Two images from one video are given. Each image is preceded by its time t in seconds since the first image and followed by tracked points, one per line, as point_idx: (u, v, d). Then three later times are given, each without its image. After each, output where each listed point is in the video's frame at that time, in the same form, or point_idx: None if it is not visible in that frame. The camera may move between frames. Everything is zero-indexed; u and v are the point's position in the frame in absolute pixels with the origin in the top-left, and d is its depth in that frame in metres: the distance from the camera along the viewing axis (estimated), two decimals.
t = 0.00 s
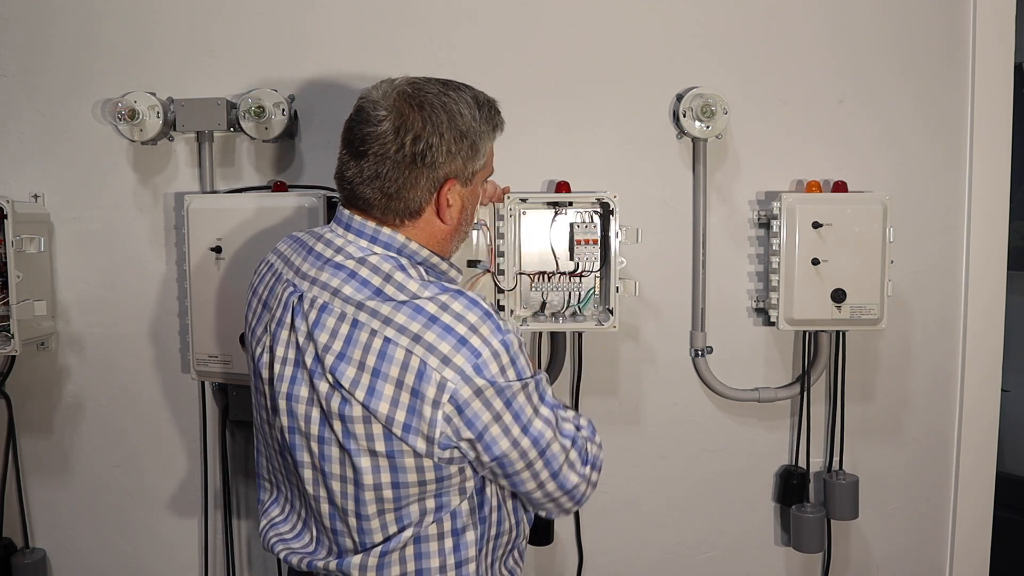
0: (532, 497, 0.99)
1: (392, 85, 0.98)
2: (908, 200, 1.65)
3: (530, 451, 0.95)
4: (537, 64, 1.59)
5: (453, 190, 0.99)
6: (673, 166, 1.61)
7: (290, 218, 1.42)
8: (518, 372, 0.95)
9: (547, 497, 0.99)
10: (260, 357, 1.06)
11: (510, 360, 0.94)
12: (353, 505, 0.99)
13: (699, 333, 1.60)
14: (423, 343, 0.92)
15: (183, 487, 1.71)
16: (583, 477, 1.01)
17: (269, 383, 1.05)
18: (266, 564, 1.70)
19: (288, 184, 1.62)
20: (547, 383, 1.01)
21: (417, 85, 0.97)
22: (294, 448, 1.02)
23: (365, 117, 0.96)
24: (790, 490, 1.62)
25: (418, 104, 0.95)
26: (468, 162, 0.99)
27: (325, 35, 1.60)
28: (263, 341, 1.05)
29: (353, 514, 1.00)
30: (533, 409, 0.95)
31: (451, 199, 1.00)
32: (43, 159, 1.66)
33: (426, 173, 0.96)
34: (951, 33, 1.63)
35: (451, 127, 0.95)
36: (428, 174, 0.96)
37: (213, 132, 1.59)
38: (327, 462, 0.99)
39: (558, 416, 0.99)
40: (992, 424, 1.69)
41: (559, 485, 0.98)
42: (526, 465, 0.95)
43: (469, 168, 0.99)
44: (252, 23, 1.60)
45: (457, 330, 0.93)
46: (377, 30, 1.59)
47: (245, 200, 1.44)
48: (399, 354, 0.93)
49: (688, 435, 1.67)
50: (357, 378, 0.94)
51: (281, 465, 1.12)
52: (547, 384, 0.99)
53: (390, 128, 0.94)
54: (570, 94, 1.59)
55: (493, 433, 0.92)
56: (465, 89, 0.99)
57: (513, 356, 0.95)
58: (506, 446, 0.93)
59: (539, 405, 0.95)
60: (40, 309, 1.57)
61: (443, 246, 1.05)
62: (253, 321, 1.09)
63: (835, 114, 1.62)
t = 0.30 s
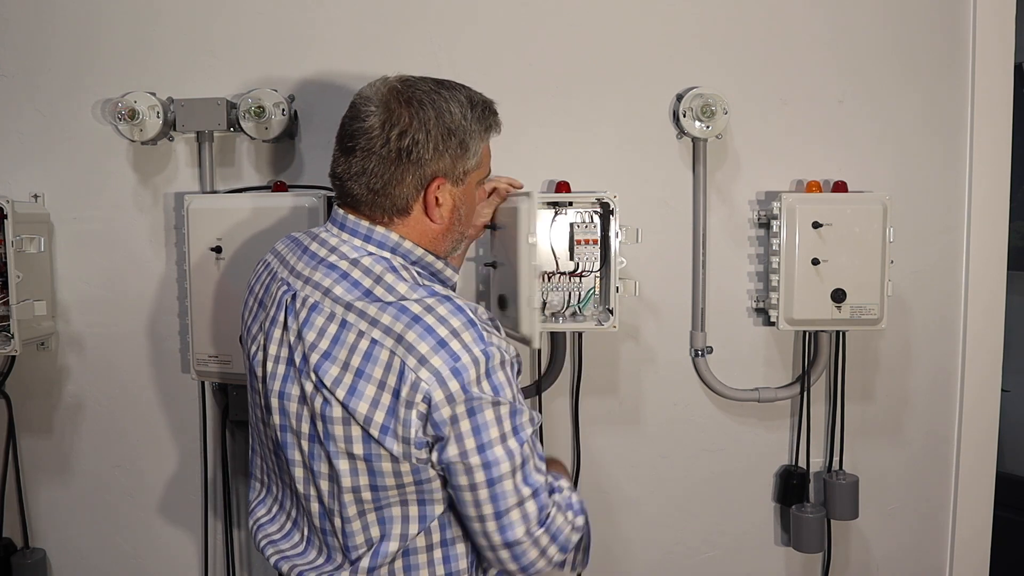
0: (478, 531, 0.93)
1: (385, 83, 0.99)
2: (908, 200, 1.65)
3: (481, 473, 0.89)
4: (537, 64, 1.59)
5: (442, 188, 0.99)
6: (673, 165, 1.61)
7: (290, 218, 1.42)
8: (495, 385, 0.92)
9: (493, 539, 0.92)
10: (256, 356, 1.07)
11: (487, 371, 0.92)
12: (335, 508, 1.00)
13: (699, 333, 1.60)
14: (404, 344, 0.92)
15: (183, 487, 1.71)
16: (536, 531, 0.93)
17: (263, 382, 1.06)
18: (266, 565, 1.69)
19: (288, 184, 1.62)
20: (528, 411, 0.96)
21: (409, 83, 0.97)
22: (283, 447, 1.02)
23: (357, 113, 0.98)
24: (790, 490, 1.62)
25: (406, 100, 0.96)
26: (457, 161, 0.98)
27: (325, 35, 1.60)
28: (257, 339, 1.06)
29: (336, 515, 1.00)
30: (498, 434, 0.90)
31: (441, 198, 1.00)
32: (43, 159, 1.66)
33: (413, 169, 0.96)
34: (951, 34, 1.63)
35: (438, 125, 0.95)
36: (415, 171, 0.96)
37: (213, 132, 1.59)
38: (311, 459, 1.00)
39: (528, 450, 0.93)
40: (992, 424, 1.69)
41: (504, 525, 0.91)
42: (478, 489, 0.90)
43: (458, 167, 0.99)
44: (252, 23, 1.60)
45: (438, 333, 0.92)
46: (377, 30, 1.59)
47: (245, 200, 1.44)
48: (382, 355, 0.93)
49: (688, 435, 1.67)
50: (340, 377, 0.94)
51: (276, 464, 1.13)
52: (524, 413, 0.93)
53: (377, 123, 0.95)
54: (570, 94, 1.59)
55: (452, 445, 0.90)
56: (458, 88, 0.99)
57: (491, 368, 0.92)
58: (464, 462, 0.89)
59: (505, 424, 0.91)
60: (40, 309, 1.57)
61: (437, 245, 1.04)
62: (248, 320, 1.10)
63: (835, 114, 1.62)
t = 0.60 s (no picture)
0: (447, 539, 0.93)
1: (386, 86, 0.99)
2: (908, 200, 1.65)
3: (447, 478, 0.90)
4: (537, 64, 1.59)
5: (443, 194, 0.99)
6: (673, 165, 1.61)
7: (289, 218, 1.42)
8: (473, 392, 0.91)
9: (454, 547, 0.92)
10: (252, 351, 1.08)
11: (465, 377, 0.90)
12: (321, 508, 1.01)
13: (699, 333, 1.60)
14: (385, 346, 0.91)
15: (183, 487, 1.71)
16: (500, 548, 0.93)
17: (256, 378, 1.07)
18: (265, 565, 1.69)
19: (288, 184, 1.62)
20: (508, 421, 0.94)
21: (410, 87, 0.97)
22: (275, 444, 1.04)
23: (358, 118, 0.97)
24: (790, 490, 1.62)
25: (409, 105, 0.95)
26: (459, 167, 0.98)
27: (325, 35, 1.60)
28: (254, 336, 1.08)
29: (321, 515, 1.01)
30: (468, 441, 0.89)
31: (442, 203, 1.00)
32: (42, 159, 1.66)
33: (414, 175, 0.96)
34: (951, 33, 1.63)
35: (440, 131, 0.95)
36: (416, 177, 0.96)
37: (213, 132, 1.59)
38: (296, 455, 1.01)
39: (501, 460, 0.92)
40: (992, 424, 1.69)
41: (467, 534, 0.92)
42: (447, 496, 0.90)
43: (459, 172, 0.99)
44: (252, 23, 1.60)
45: (421, 335, 0.91)
46: (377, 30, 1.59)
47: (245, 200, 1.44)
48: (365, 355, 0.93)
49: (688, 435, 1.67)
50: (323, 377, 0.94)
51: (269, 459, 1.14)
52: (501, 423, 0.92)
53: (379, 129, 0.95)
54: (570, 94, 1.59)
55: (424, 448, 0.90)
56: (460, 92, 0.99)
57: (471, 374, 0.91)
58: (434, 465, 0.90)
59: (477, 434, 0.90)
60: (40, 309, 1.57)
61: (435, 248, 1.05)
62: (247, 316, 1.12)
63: (835, 114, 1.62)
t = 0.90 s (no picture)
0: (444, 543, 0.93)
1: (392, 88, 0.98)
2: (908, 200, 1.65)
3: (447, 484, 0.90)
4: (537, 64, 1.59)
5: (447, 198, 0.99)
6: (673, 165, 1.61)
7: (289, 218, 1.42)
8: (472, 399, 0.91)
9: (455, 552, 0.93)
10: (252, 348, 1.09)
11: (465, 383, 0.91)
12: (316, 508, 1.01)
13: (699, 333, 1.60)
14: (384, 349, 0.92)
15: (182, 487, 1.71)
16: (501, 552, 0.93)
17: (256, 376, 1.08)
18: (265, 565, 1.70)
19: (288, 184, 1.62)
20: (508, 427, 0.94)
21: (416, 90, 0.97)
22: (271, 443, 1.04)
23: (363, 119, 0.97)
24: (790, 490, 1.63)
25: (414, 109, 0.95)
26: (463, 171, 0.98)
27: (325, 35, 1.60)
28: (255, 333, 1.08)
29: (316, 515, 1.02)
30: (468, 447, 0.90)
31: (445, 207, 1.00)
32: (42, 159, 1.66)
33: (418, 179, 0.95)
34: (951, 33, 1.63)
35: (445, 136, 0.95)
36: (420, 181, 0.95)
37: (213, 132, 1.59)
38: (292, 454, 1.01)
39: (502, 467, 0.92)
40: (992, 424, 1.69)
41: (469, 540, 0.92)
42: (445, 501, 0.90)
43: (464, 177, 0.98)
44: (252, 23, 1.60)
45: (420, 340, 0.91)
46: (377, 30, 1.59)
47: (245, 200, 1.44)
48: (363, 358, 0.93)
49: (688, 435, 1.67)
50: (321, 378, 0.95)
51: (264, 455, 1.14)
52: (502, 429, 0.92)
53: (384, 132, 0.94)
54: (570, 94, 1.59)
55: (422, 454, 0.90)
56: (467, 96, 0.99)
57: (471, 381, 0.91)
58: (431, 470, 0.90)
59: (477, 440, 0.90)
60: (40, 309, 1.57)
61: (438, 251, 1.04)
62: (249, 313, 1.13)
63: (835, 114, 1.62)
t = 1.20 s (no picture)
0: (456, 541, 0.94)
1: (402, 89, 0.98)
2: (908, 200, 1.65)
3: (462, 485, 0.90)
4: (537, 64, 1.59)
5: (456, 199, 0.99)
6: (673, 165, 1.60)
7: (289, 218, 1.42)
8: (486, 400, 0.91)
9: (470, 551, 0.93)
10: (259, 347, 1.09)
11: (479, 384, 0.91)
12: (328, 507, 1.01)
13: (699, 333, 1.60)
14: (398, 350, 0.91)
15: (182, 487, 1.71)
16: (515, 550, 0.93)
17: (263, 375, 1.07)
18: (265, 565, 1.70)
19: (289, 184, 1.62)
20: (521, 427, 0.95)
21: (426, 92, 0.97)
22: (280, 442, 1.04)
23: (373, 120, 0.97)
24: (790, 490, 1.63)
25: (425, 111, 0.95)
26: (472, 173, 0.98)
27: (325, 35, 1.60)
28: (262, 333, 1.08)
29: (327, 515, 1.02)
30: (483, 447, 0.90)
31: (454, 208, 1.00)
32: (42, 159, 1.66)
33: (428, 181, 0.95)
34: (952, 33, 1.63)
35: (455, 138, 0.95)
36: (430, 183, 0.95)
37: (214, 132, 1.59)
38: (302, 454, 1.01)
39: (515, 466, 0.93)
40: (992, 423, 1.69)
41: (483, 538, 0.92)
42: (460, 501, 0.91)
43: (473, 178, 0.98)
44: (252, 23, 1.60)
45: (434, 342, 0.91)
46: (377, 30, 1.59)
47: (245, 200, 1.44)
48: (376, 359, 0.93)
49: (688, 435, 1.67)
50: (333, 379, 0.94)
51: (269, 455, 1.14)
52: (515, 429, 0.93)
53: (394, 133, 0.94)
54: (570, 94, 1.59)
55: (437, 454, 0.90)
56: (476, 98, 0.98)
57: (485, 382, 0.91)
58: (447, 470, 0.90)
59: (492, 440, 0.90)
60: (40, 309, 1.57)
61: (447, 253, 1.04)
62: (256, 312, 1.12)
63: (835, 114, 1.62)
